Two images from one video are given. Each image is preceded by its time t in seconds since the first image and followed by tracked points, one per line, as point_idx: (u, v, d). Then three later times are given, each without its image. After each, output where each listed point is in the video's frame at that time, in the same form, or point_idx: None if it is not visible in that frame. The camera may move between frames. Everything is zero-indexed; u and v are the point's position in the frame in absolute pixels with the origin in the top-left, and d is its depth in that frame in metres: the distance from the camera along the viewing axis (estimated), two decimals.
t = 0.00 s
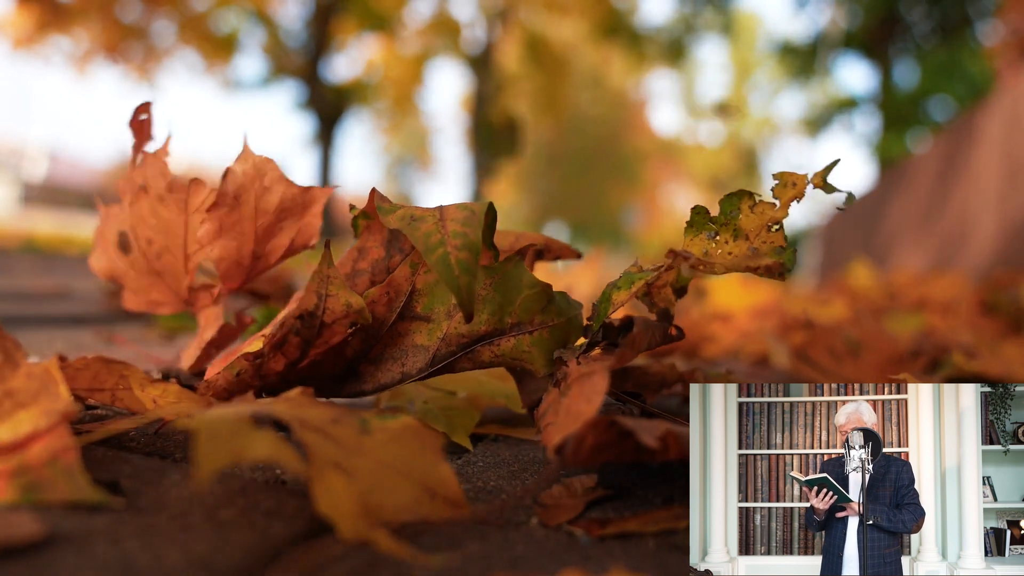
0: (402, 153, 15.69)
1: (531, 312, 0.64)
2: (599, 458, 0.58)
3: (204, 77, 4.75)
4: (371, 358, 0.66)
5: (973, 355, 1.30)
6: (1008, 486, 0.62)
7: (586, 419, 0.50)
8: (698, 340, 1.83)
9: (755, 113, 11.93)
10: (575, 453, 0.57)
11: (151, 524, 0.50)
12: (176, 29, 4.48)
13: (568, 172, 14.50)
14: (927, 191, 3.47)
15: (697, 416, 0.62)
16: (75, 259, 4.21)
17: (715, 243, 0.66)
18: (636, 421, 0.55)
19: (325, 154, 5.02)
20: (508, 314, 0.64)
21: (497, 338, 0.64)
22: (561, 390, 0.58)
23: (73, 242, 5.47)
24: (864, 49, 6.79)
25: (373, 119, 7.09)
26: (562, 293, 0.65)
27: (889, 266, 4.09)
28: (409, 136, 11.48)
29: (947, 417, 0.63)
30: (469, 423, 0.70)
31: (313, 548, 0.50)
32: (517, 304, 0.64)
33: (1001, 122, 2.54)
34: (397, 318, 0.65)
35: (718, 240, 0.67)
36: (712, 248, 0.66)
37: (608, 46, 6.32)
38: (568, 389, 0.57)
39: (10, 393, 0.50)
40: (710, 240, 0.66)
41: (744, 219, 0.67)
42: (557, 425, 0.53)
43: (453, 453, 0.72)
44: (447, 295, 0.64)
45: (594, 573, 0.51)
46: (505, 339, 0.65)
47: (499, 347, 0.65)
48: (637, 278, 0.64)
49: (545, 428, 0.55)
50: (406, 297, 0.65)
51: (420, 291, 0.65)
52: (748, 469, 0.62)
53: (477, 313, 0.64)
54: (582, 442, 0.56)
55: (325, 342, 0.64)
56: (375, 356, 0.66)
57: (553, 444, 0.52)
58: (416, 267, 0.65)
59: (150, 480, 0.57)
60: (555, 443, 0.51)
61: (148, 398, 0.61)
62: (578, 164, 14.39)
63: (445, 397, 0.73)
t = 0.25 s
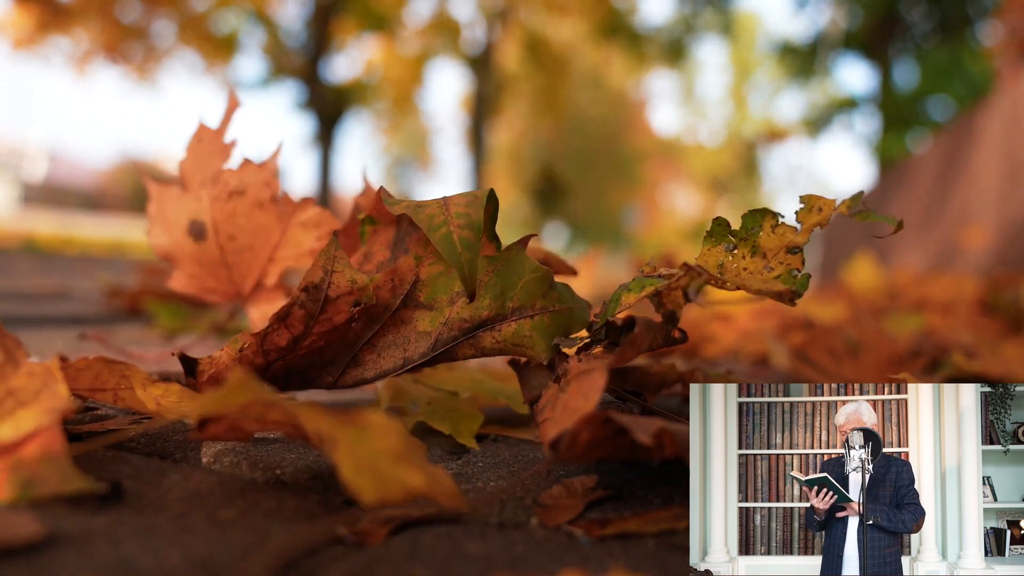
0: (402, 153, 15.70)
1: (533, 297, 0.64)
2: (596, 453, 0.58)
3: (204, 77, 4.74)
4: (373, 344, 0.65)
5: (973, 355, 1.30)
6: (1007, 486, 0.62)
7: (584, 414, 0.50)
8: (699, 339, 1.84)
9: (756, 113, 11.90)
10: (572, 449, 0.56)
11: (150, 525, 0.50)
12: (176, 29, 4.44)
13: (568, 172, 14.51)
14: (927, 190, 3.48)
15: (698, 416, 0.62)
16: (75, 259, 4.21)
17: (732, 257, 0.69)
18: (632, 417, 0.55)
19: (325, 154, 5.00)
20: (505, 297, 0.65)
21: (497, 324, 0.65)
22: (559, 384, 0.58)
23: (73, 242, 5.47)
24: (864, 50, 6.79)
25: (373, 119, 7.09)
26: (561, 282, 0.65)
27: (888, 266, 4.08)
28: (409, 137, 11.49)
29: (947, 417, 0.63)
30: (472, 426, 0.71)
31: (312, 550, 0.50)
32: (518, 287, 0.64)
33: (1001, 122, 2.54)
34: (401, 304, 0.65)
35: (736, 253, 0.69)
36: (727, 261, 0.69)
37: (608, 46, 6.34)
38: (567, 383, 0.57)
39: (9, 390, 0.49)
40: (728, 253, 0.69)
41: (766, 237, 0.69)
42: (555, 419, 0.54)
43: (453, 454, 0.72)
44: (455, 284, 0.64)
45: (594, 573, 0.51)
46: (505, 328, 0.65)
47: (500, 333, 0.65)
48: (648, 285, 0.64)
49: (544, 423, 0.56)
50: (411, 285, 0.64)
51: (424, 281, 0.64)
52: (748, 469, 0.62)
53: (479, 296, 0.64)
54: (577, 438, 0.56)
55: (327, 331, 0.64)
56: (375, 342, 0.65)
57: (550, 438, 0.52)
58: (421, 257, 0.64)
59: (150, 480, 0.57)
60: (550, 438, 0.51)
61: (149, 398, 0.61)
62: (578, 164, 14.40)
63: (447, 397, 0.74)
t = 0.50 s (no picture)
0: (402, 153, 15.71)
1: (531, 280, 0.69)
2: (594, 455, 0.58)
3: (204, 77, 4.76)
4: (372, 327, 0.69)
5: (972, 355, 1.30)
6: (1008, 486, 0.62)
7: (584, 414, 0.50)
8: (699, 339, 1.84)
9: (755, 113, 12.00)
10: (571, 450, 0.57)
11: (151, 525, 0.50)
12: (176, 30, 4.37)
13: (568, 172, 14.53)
14: (927, 190, 3.48)
15: (698, 416, 0.62)
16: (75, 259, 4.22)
17: (738, 279, 0.70)
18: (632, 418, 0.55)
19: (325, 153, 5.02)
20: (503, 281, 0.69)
21: (497, 308, 0.69)
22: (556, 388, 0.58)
23: (73, 241, 5.48)
24: (864, 50, 6.77)
25: (374, 119, 7.10)
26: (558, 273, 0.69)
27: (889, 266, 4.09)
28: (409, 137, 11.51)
29: (947, 417, 0.63)
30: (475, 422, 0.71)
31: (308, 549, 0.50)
32: (515, 273, 0.69)
33: (1001, 123, 2.54)
34: (402, 291, 0.69)
35: (745, 275, 0.70)
36: (733, 283, 0.70)
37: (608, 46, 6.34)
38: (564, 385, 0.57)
39: (12, 391, 0.50)
40: (734, 274, 0.70)
41: (777, 272, 0.71)
42: (554, 420, 0.53)
43: (453, 454, 0.72)
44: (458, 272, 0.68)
45: (594, 573, 0.51)
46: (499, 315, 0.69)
47: (499, 316, 0.69)
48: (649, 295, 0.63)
49: (542, 426, 0.55)
50: (412, 275, 0.69)
51: (426, 272, 0.69)
52: (748, 469, 0.62)
53: (479, 278, 0.68)
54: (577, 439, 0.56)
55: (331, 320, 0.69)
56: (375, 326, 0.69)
57: (549, 440, 0.52)
58: (423, 250, 0.69)
59: (149, 480, 0.57)
60: (551, 439, 0.51)
61: (152, 397, 0.62)
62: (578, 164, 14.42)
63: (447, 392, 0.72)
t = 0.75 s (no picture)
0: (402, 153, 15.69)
1: (530, 270, 0.73)
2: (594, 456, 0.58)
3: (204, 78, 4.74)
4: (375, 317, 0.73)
5: (972, 356, 1.30)
6: (1008, 486, 0.62)
7: (581, 416, 0.50)
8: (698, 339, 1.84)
9: (755, 113, 11.99)
10: (571, 452, 0.56)
11: (149, 525, 0.50)
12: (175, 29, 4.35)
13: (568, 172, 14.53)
14: (927, 190, 3.48)
15: (698, 415, 0.62)
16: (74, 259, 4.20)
17: (730, 280, 0.72)
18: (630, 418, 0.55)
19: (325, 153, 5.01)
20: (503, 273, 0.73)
21: (495, 295, 0.73)
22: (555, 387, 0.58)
23: (72, 242, 5.45)
24: (864, 49, 6.76)
25: (373, 119, 7.09)
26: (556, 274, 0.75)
27: (889, 266, 4.08)
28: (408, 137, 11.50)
29: (947, 417, 0.63)
30: (476, 428, 0.74)
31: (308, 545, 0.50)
32: (515, 263, 0.73)
33: (1001, 123, 2.54)
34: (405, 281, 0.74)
35: (739, 275, 0.72)
36: (724, 282, 0.72)
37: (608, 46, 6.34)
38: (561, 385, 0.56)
39: (8, 390, 0.50)
40: (728, 273, 0.71)
41: (770, 277, 0.71)
42: (554, 422, 0.53)
43: (455, 454, 0.72)
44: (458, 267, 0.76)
45: (594, 573, 0.51)
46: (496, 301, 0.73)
47: (497, 304, 0.73)
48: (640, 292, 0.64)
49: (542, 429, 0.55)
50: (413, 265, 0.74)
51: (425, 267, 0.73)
52: (748, 469, 0.62)
53: (479, 273, 0.72)
54: (578, 440, 0.56)
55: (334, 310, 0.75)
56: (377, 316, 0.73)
57: (548, 444, 0.52)
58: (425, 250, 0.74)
59: (150, 479, 0.57)
60: (551, 442, 0.51)
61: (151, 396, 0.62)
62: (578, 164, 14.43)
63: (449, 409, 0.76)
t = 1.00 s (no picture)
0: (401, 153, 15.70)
1: (528, 274, 0.76)
2: (593, 458, 0.58)
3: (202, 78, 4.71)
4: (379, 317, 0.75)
5: (972, 356, 1.30)
6: (1008, 486, 0.62)
7: (578, 422, 0.50)
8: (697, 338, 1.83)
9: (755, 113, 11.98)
10: (569, 457, 0.57)
11: (149, 526, 0.50)
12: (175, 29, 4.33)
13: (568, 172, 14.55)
14: (927, 190, 3.47)
15: (698, 416, 0.62)
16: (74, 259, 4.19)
17: (719, 273, 0.72)
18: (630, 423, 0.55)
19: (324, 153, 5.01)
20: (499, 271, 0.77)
21: (492, 293, 0.76)
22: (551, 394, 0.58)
23: (72, 241, 5.48)
24: (864, 49, 6.76)
25: (373, 120, 7.09)
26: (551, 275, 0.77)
27: (889, 266, 4.08)
28: (409, 137, 11.50)
29: (947, 417, 0.63)
30: (475, 425, 0.74)
31: (308, 545, 0.50)
32: (512, 266, 0.77)
33: (1001, 123, 2.54)
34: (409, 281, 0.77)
35: (725, 268, 0.72)
36: (714, 276, 0.72)
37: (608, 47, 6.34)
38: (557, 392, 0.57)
39: (8, 389, 0.50)
40: (716, 268, 0.72)
41: (758, 266, 0.72)
42: (550, 428, 0.53)
43: (454, 455, 0.72)
44: (462, 271, 0.77)
45: (594, 573, 0.51)
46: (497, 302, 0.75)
47: (497, 301, 0.75)
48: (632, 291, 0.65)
49: (539, 434, 0.55)
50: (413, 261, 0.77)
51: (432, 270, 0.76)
52: (748, 469, 0.62)
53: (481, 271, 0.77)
54: (575, 446, 0.56)
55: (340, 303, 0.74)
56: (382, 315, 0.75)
57: (546, 449, 0.52)
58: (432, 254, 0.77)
59: (149, 479, 0.57)
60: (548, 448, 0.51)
61: (149, 399, 0.61)
62: (578, 165, 14.44)
63: (448, 405, 0.75)
